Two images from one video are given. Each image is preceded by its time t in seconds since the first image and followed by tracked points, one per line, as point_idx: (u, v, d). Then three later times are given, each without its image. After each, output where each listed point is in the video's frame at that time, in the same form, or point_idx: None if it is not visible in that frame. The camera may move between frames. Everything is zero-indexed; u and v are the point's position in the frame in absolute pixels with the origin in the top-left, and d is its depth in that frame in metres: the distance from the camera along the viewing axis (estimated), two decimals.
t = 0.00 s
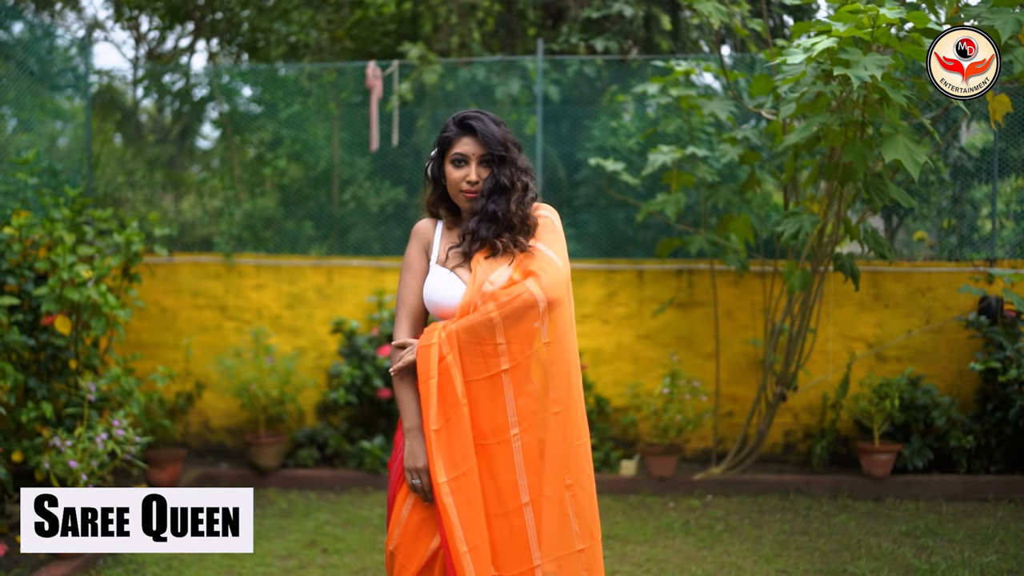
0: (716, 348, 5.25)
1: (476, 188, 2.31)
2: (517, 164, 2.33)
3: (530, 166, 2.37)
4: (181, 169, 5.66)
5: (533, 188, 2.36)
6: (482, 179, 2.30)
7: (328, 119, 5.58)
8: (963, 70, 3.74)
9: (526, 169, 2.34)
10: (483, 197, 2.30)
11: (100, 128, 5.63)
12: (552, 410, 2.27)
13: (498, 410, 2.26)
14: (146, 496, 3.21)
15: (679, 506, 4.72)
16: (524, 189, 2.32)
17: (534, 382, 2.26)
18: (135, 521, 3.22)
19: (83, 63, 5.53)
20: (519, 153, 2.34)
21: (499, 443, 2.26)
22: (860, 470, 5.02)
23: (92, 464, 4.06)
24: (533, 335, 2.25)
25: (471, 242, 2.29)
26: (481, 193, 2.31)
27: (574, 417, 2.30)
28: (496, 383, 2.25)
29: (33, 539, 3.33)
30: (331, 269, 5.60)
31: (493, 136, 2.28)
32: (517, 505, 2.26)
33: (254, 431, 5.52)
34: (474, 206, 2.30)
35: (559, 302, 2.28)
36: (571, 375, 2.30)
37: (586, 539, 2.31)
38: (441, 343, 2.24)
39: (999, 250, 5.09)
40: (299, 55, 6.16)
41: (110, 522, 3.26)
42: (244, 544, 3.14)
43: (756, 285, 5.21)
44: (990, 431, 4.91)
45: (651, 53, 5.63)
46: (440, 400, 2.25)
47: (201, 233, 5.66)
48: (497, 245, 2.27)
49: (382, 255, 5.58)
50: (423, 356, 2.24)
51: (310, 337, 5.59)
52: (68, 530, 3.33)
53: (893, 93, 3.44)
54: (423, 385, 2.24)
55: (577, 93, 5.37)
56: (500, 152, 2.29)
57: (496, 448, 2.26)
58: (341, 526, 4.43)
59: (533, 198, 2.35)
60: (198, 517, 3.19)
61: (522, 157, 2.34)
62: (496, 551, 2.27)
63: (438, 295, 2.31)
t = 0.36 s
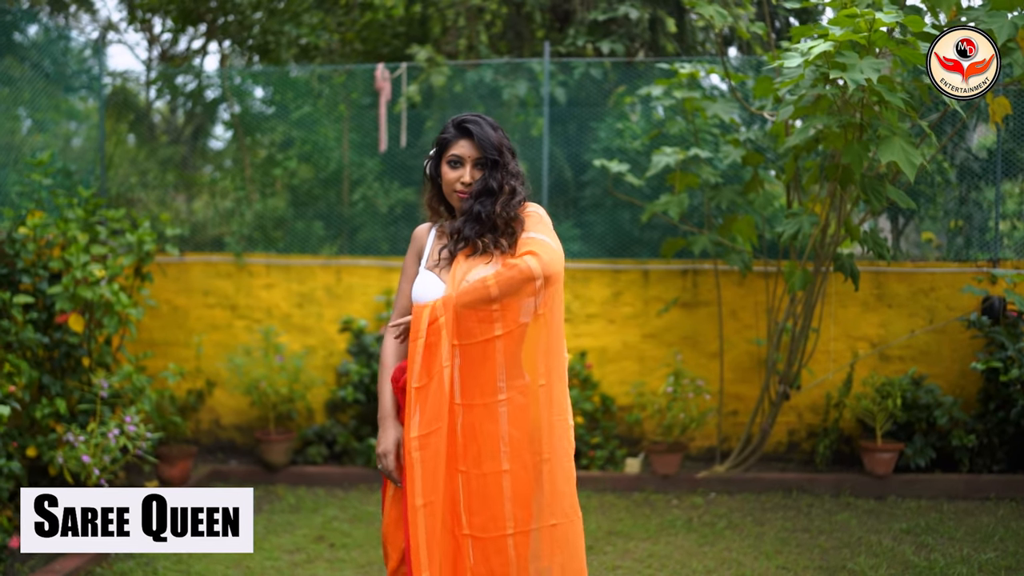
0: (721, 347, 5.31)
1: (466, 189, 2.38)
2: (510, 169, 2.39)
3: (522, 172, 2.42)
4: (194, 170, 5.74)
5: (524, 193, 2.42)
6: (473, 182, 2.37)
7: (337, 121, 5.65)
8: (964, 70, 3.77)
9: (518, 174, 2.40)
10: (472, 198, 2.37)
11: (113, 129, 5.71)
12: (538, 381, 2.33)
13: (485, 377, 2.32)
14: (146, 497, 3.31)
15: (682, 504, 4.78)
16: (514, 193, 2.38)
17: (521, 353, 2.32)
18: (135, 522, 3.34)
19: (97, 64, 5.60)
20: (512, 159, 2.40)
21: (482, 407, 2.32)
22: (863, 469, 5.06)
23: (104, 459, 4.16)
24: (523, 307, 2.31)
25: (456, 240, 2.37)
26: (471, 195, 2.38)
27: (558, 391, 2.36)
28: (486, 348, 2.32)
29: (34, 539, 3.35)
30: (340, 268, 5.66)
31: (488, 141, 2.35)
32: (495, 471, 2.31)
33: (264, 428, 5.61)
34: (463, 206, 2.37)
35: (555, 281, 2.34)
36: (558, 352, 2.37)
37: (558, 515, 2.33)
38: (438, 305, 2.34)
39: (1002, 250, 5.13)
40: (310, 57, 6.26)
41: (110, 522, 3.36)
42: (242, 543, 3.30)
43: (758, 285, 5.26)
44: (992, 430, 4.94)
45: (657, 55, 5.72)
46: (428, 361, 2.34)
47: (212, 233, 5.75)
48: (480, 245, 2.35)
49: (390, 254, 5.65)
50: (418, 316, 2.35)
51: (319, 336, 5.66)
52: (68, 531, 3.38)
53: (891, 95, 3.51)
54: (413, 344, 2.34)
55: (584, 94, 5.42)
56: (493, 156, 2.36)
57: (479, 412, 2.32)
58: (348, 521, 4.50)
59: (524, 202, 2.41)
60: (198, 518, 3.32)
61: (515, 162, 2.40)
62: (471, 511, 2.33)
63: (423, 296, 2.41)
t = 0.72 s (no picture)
0: (724, 346, 5.35)
1: (462, 185, 2.42)
2: (505, 167, 2.43)
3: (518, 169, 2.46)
4: (203, 170, 5.81)
5: (519, 190, 2.46)
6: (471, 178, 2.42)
7: (345, 122, 5.71)
8: (965, 70, 3.81)
9: (514, 171, 2.44)
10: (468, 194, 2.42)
11: (124, 130, 5.79)
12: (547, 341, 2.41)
13: (496, 329, 2.38)
14: (146, 496, 3.20)
15: (685, 500, 4.83)
16: (508, 190, 2.42)
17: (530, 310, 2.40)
18: (134, 521, 3.21)
19: (108, 66, 5.69)
20: (507, 156, 2.44)
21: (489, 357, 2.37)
22: (864, 467, 5.10)
23: (114, 454, 4.26)
24: (541, 268, 2.40)
25: (452, 234, 2.43)
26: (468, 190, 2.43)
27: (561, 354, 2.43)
28: (503, 303, 2.38)
29: (34, 539, 3.33)
30: (347, 268, 5.73)
31: (484, 139, 2.39)
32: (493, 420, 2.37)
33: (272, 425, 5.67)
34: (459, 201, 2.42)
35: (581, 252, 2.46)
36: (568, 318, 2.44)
37: (540, 472, 2.38)
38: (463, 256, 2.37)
39: (1003, 250, 5.16)
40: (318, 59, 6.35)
41: (110, 521, 3.24)
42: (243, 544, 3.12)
43: (759, 285, 5.31)
44: (993, 429, 4.98)
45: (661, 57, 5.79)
46: (438, 306, 2.35)
47: (221, 233, 5.82)
48: (476, 239, 2.41)
49: (397, 254, 5.71)
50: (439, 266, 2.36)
51: (326, 334, 5.73)
52: (68, 530, 3.31)
53: (889, 97, 3.57)
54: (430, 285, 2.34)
55: (589, 95, 5.48)
56: (489, 153, 2.40)
57: (486, 362, 2.38)
58: (354, 517, 4.56)
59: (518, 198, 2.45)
60: (199, 517, 3.17)
61: (510, 160, 2.44)
62: (465, 457, 2.37)
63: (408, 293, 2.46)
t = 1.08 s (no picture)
0: (729, 344, 5.39)
1: (464, 180, 2.48)
2: (506, 164, 2.48)
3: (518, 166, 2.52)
4: (215, 170, 5.88)
5: (519, 187, 2.51)
6: (472, 174, 2.48)
7: (354, 122, 5.77)
8: (965, 70, 3.86)
9: (514, 168, 2.50)
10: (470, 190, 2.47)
11: (136, 130, 5.86)
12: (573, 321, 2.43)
13: (524, 299, 2.42)
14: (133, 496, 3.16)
15: (690, 497, 4.87)
16: (509, 186, 2.48)
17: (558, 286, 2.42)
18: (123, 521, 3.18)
19: (120, 67, 5.75)
20: (508, 153, 2.50)
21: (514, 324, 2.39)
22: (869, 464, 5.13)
23: (126, 450, 4.35)
24: (571, 251, 2.43)
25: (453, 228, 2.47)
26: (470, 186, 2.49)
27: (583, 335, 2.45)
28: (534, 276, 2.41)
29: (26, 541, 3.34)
30: (356, 267, 5.78)
31: (485, 136, 2.45)
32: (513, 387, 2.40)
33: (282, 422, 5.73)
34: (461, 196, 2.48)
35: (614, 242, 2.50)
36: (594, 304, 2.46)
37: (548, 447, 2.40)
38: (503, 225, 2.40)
39: (1007, 248, 5.19)
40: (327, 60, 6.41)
41: (96, 521, 3.20)
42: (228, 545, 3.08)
43: (765, 283, 5.35)
44: (997, 426, 5.00)
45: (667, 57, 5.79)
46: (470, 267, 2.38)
47: (231, 233, 5.89)
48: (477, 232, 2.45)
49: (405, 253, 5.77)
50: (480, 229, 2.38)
51: (335, 332, 5.78)
52: (56, 531, 3.27)
53: (888, 96, 3.62)
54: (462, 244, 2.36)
55: (595, 96, 5.53)
56: (490, 150, 2.46)
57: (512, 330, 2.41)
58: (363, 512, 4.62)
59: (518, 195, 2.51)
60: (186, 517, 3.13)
61: (511, 157, 2.50)
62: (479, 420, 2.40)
63: (400, 286, 2.57)
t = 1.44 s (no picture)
0: (736, 344, 5.42)
1: (472, 186, 2.51)
2: (511, 169, 2.56)
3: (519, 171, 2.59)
4: (228, 172, 5.94)
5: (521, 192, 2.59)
6: (479, 179, 2.52)
7: (364, 124, 5.82)
8: (963, 70, 3.87)
9: (517, 173, 2.57)
10: (478, 195, 2.51)
11: (149, 131, 5.92)
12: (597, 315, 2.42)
13: (552, 285, 2.39)
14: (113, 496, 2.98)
15: (696, 496, 4.89)
16: (514, 190, 2.55)
17: (587, 279, 2.41)
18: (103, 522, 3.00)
19: (134, 69, 5.81)
20: (511, 159, 2.56)
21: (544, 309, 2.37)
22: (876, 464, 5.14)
23: (137, 448, 4.38)
24: (601, 247, 2.43)
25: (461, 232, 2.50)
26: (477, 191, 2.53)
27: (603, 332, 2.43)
28: (561, 263, 2.39)
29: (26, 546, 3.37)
30: (366, 267, 5.83)
31: (492, 142, 2.50)
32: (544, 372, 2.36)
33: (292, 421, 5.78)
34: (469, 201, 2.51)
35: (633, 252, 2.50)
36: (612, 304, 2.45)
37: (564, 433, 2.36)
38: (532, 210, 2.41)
39: (1014, 249, 5.19)
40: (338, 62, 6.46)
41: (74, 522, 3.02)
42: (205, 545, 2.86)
43: (772, 283, 5.37)
44: (1004, 427, 5.00)
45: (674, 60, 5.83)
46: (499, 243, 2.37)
47: (243, 233, 5.94)
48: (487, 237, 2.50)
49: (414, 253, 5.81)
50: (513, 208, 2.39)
51: (345, 332, 5.83)
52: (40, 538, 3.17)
53: (889, 97, 3.66)
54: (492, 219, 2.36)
55: (603, 97, 5.55)
56: (497, 156, 2.51)
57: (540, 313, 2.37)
58: (371, 510, 4.67)
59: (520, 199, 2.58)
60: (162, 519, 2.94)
61: (514, 162, 2.56)
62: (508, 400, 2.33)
63: (398, 284, 2.58)
